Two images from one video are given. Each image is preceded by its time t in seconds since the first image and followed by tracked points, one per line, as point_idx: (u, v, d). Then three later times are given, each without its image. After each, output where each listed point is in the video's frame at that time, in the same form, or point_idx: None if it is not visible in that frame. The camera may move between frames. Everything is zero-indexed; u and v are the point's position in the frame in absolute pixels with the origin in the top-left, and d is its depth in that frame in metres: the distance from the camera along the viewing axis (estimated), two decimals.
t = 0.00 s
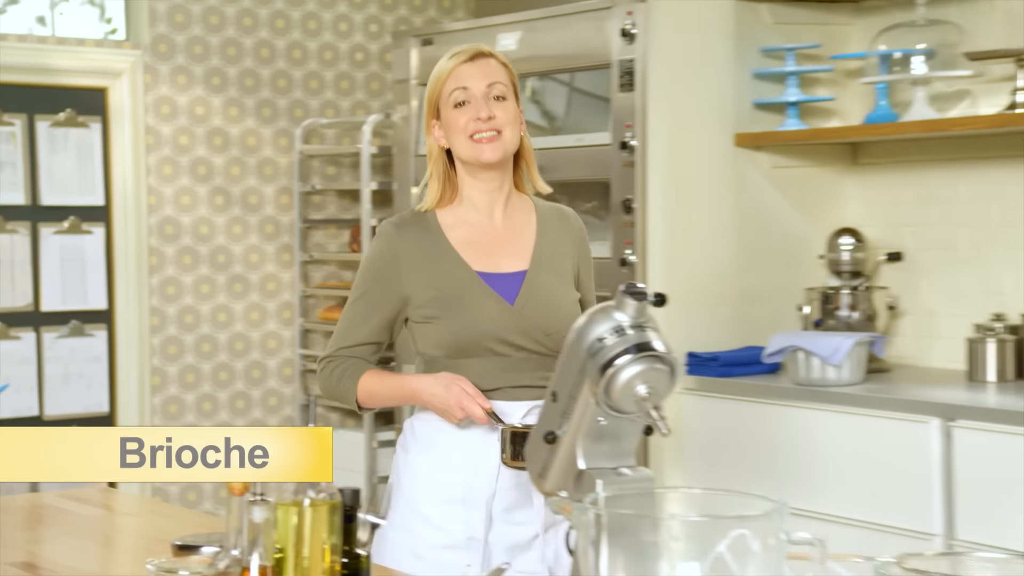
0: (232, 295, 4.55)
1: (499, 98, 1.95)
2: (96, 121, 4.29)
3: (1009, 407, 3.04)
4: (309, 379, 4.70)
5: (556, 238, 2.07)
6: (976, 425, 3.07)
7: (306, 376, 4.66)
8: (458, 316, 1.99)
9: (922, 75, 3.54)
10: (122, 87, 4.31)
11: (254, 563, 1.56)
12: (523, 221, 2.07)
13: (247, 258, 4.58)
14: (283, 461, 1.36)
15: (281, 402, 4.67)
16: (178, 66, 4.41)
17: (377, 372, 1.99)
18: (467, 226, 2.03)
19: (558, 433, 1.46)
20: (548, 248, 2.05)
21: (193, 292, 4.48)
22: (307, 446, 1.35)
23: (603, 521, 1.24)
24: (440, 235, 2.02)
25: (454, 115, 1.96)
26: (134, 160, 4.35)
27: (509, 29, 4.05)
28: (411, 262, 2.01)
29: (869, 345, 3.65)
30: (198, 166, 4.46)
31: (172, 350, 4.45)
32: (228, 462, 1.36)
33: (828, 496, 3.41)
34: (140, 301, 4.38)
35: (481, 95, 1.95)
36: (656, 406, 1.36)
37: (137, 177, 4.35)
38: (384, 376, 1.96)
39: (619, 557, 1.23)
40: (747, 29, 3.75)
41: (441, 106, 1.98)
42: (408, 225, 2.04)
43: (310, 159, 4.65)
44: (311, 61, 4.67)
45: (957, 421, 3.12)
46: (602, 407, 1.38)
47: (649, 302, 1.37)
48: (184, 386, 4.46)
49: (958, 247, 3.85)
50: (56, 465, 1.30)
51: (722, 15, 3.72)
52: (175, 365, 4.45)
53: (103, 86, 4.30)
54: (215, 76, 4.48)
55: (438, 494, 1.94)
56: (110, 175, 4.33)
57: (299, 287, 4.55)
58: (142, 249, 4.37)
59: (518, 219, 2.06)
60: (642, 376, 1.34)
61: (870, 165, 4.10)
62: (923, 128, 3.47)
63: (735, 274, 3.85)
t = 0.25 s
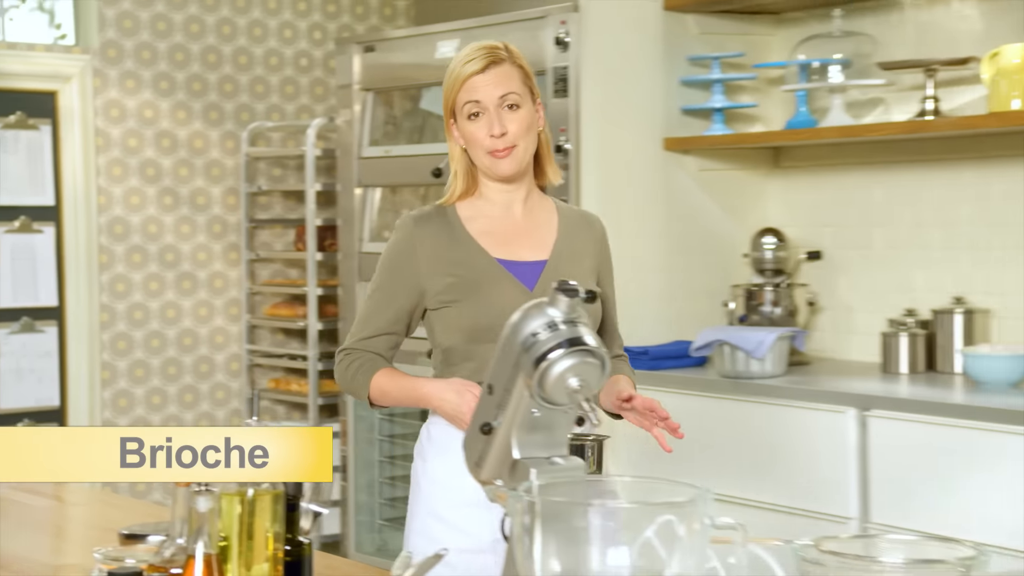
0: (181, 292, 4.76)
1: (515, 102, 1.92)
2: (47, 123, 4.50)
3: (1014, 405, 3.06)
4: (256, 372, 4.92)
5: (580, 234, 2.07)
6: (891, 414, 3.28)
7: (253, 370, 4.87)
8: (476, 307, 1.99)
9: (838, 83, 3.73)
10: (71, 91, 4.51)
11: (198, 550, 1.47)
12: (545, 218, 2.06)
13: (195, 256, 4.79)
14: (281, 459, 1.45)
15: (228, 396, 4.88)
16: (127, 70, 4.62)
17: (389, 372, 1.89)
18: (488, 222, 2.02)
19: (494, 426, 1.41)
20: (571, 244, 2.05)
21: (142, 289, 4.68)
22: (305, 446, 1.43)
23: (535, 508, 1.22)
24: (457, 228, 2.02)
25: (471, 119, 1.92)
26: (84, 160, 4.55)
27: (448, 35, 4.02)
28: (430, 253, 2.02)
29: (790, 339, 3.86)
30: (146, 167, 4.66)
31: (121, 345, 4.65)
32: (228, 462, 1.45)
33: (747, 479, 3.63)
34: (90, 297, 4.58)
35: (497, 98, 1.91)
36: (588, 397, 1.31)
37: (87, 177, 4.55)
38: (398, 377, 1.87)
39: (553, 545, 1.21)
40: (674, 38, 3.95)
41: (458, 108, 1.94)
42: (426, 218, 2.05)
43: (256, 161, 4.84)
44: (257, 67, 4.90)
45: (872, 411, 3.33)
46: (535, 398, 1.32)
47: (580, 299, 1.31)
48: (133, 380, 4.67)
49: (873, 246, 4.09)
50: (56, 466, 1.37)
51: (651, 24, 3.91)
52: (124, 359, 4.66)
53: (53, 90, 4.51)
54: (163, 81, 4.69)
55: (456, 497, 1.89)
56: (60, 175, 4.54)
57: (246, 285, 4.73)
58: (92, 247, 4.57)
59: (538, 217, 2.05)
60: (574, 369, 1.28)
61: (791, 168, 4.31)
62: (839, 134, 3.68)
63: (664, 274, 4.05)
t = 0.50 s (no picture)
0: (137, 289, 5.17)
1: (512, 99, 2.06)
2: (5, 127, 4.84)
3: (928, 395, 3.27)
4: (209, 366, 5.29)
5: (575, 229, 2.20)
6: (810, 403, 3.52)
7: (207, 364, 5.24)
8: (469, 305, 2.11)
9: (760, 92, 3.95)
10: (30, 96, 4.87)
11: (151, 537, 1.63)
12: (540, 212, 2.20)
13: (151, 255, 5.19)
14: (282, 460, 1.37)
15: (183, 389, 5.27)
16: (84, 77, 5.00)
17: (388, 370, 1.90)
18: (484, 219, 2.15)
19: (434, 417, 1.48)
20: (564, 240, 2.18)
21: (99, 286, 5.07)
22: (306, 446, 1.37)
23: (477, 495, 1.24)
24: (456, 225, 2.15)
25: (468, 116, 2.07)
26: (43, 163, 4.92)
27: (393, 44, 4.16)
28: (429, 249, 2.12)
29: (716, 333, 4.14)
30: (103, 170, 5.05)
31: (79, 340, 5.03)
32: (228, 462, 1.38)
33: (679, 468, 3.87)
34: (49, 295, 4.95)
35: (494, 96, 2.05)
36: (527, 389, 1.37)
37: (45, 179, 4.92)
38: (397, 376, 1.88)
39: (490, 529, 1.24)
40: (607, 48, 4.16)
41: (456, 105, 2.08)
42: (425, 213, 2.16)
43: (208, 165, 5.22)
44: (210, 73, 5.30)
45: (793, 401, 3.58)
46: (476, 390, 1.39)
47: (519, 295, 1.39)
48: (90, 373, 5.04)
49: (794, 245, 4.34)
50: (56, 466, 1.30)
51: (587, 35, 4.14)
52: (82, 354, 5.02)
53: (12, 95, 4.84)
54: (118, 87, 5.08)
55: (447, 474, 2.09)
56: (19, 179, 4.88)
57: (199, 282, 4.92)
58: (50, 246, 4.94)
59: (532, 212, 2.19)
60: (512, 363, 1.35)
61: (718, 172, 4.56)
62: (761, 140, 3.91)
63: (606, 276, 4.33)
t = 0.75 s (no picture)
0: (95, 286, 5.46)
1: (483, 104, 2.24)
2: None
3: (851, 386, 3.50)
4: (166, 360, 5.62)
5: (544, 236, 2.38)
6: (740, 395, 3.73)
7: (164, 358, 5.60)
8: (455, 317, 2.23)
9: (694, 99, 4.16)
10: None
11: (105, 525, 1.67)
12: (512, 219, 2.37)
13: (109, 253, 5.50)
14: (283, 460, 1.35)
15: (139, 382, 5.58)
16: (41, 82, 5.28)
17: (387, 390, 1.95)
18: (459, 228, 2.30)
19: (383, 408, 1.54)
20: (536, 248, 2.34)
21: (57, 284, 5.37)
22: (306, 446, 1.34)
23: (421, 485, 1.25)
24: (434, 235, 2.28)
25: (442, 120, 2.24)
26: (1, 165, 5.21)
27: (343, 52, 4.40)
28: (409, 260, 2.24)
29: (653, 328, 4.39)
30: (61, 171, 5.35)
31: (38, 336, 5.32)
32: (228, 462, 1.34)
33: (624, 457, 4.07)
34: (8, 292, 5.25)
35: (467, 100, 2.22)
36: (469, 383, 1.43)
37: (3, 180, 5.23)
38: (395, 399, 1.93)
39: (435, 515, 1.24)
40: (548, 56, 4.34)
41: (430, 110, 2.25)
42: (401, 224, 2.29)
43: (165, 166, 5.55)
44: (165, 78, 5.60)
45: (726, 392, 3.78)
46: (421, 382, 1.45)
47: (461, 293, 1.46)
48: (49, 367, 5.34)
49: (726, 244, 4.57)
50: (58, 466, 1.29)
51: (529, 43, 4.33)
52: (41, 349, 5.32)
53: None
54: (76, 91, 5.36)
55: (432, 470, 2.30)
56: None
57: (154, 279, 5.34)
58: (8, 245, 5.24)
59: (504, 219, 2.36)
60: (456, 357, 1.41)
61: (654, 174, 4.77)
62: (695, 145, 4.11)
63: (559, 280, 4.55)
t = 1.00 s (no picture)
0: (67, 282, 5.68)
1: (467, 94, 2.33)
2: None
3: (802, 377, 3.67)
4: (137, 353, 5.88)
5: (526, 228, 2.47)
6: (690, 385, 3.92)
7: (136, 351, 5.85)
8: (447, 311, 2.30)
9: (646, 102, 4.34)
10: None
11: (77, 514, 1.81)
12: (494, 211, 2.45)
13: (81, 250, 5.71)
14: (283, 460, 1.39)
15: (112, 375, 5.82)
16: (14, 83, 5.49)
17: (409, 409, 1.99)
18: (445, 220, 2.37)
19: (347, 399, 1.74)
20: (519, 241, 2.43)
21: (31, 280, 5.58)
22: (307, 446, 1.38)
23: (384, 474, 1.34)
24: (421, 229, 2.34)
25: (426, 110, 2.32)
26: None
27: (309, 55, 4.69)
28: (398, 254, 2.30)
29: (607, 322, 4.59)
30: (34, 170, 5.56)
31: (11, 330, 5.54)
32: (227, 462, 1.38)
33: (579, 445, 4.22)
34: None
35: (451, 91, 2.31)
36: (429, 373, 1.60)
37: None
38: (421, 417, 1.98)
39: (397, 503, 1.33)
40: (507, 61, 4.52)
41: (414, 101, 2.32)
42: (387, 218, 2.34)
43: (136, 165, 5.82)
44: (135, 81, 5.84)
45: (676, 382, 3.97)
46: (382, 374, 1.61)
47: (422, 288, 1.62)
48: (23, 361, 5.56)
49: (677, 241, 4.76)
50: (58, 466, 1.34)
51: (488, 48, 4.49)
52: (14, 343, 5.54)
53: None
54: (48, 93, 5.59)
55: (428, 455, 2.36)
56: None
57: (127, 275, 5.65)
58: None
59: (487, 211, 2.44)
60: (417, 349, 1.58)
61: (608, 175, 4.96)
62: (647, 146, 4.28)
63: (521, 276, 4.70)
